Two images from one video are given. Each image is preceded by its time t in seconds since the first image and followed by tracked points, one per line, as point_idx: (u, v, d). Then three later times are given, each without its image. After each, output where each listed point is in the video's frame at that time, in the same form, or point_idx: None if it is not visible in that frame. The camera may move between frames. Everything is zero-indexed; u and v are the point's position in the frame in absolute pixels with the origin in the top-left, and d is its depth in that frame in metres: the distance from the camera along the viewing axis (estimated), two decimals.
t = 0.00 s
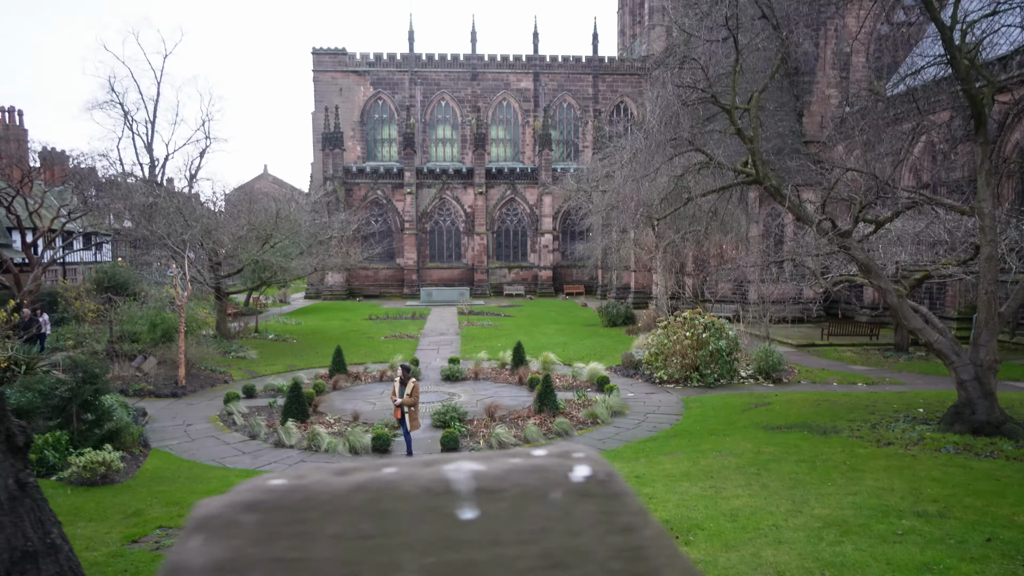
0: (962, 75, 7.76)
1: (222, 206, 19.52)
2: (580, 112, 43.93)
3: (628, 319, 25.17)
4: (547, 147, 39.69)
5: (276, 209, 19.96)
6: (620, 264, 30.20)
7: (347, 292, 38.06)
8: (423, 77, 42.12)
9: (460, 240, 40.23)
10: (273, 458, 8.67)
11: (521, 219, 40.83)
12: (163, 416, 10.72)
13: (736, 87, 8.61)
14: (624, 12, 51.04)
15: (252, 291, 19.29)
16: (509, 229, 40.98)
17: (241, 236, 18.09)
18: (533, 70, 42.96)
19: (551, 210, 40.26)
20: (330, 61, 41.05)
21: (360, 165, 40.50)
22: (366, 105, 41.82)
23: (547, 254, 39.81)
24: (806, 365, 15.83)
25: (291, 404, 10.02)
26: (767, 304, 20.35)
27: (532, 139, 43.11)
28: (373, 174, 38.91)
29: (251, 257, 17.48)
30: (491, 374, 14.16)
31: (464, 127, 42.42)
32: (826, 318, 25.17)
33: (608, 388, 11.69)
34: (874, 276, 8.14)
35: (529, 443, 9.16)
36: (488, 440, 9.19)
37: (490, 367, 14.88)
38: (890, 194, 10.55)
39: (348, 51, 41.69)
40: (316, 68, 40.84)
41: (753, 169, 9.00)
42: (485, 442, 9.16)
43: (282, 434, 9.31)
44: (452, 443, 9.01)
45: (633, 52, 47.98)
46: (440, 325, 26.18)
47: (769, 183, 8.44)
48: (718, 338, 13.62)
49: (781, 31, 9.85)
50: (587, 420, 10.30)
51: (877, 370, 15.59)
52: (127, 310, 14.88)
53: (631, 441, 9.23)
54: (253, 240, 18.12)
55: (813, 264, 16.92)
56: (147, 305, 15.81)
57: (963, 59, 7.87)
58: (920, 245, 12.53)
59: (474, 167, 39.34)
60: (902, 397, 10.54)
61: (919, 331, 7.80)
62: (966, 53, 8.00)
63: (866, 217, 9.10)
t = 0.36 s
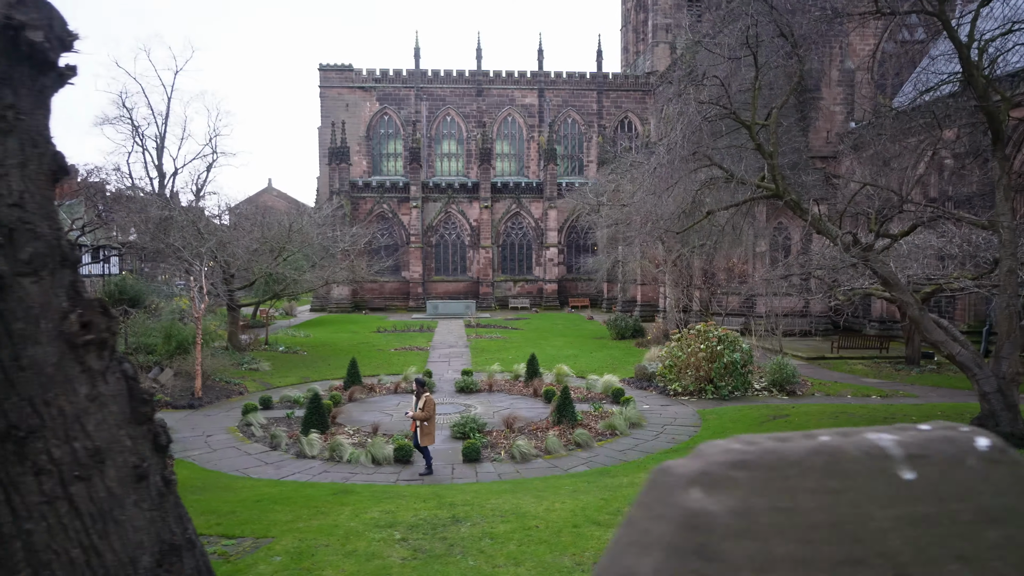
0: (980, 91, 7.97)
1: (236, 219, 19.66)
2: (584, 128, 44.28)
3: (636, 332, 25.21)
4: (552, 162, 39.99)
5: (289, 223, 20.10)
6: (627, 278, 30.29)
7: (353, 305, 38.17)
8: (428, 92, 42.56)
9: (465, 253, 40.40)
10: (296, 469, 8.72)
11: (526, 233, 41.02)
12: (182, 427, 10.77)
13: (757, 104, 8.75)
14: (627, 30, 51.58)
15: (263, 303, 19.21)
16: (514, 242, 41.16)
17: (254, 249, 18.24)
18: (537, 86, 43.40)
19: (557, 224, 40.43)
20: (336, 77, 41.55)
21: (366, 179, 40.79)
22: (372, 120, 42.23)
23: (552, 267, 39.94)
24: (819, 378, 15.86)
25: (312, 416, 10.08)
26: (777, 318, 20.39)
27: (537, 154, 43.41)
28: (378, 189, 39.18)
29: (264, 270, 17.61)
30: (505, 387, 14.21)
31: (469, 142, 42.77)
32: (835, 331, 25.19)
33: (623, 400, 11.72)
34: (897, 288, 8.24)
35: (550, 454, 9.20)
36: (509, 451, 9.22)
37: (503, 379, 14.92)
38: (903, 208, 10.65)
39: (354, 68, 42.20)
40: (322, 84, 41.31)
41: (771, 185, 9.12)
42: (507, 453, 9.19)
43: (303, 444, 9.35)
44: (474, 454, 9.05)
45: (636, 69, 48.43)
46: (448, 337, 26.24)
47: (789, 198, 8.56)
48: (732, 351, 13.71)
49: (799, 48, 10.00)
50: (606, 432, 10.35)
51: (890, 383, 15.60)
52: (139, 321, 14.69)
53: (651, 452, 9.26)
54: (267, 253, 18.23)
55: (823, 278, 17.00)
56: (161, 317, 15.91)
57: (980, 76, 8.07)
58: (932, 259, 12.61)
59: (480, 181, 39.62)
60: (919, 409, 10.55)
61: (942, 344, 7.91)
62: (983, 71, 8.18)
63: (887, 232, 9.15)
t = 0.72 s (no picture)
0: (999, 95, 7.99)
1: (248, 220, 19.82)
2: (589, 129, 44.37)
3: (643, 333, 25.29)
4: (557, 163, 40.08)
5: (300, 225, 20.24)
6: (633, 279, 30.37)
7: (359, 306, 38.32)
8: (433, 95, 42.74)
9: (470, 254, 40.51)
10: (320, 467, 8.85)
11: (531, 234, 41.11)
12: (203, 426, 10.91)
13: (777, 106, 8.86)
14: (631, 32, 51.66)
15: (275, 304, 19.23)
16: (519, 244, 41.27)
17: (267, 250, 18.36)
18: (542, 88, 43.51)
19: (562, 225, 40.51)
20: (342, 79, 41.81)
21: (371, 180, 40.97)
22: (377, 122, 42.44)
23: (557, 269, 40.01)
24: (831, 378, 15.96)
25: (333, 415, 10.20)
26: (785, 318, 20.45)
27: (541, 155, 43.53)
28: (384, 190, 39.36)
29: (277, 271, 17.72)
30: (519, 387, 14.31)
31: (474, 144, 42.91)
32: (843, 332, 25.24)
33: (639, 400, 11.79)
34: (916, 288, 8.32)
35: (570, 453, 9.31)
36: (529, 450, 9.32)
37: (517, 379, 15.00)
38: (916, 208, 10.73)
39: (360, 70, 42.45)
40: (328, 87, 41.54)
41: (789, 187, 9.21)
42: (528, 452, 9.29)
43: (326, 443, 9.46)
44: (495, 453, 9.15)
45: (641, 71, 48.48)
46: (457, 338, 26.35)
47: (809, 200, 8.67)
48: (745, 351, 13.78)
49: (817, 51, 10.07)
50: (624, 431, 10.44)
51: (902, 383, 15.67)
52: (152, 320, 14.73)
53: (671, 451, 9.33)
54: (279, 255, 18.36)
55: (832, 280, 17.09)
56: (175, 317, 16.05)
57: (999, 80, 8.10)
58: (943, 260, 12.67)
59: (485, 183, 39.74)
60: (936, 409, 10.62)
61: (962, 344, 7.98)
62: (1001, 74, 8.22)
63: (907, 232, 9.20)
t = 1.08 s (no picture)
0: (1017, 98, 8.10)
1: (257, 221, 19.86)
2: (592, 130, 44.45)
3: (651, 333, 25.33)
4: (562, 163, 40.13)
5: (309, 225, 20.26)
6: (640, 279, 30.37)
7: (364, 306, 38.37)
8: (437, 95, 42.83)
9: (475, 255, 40.56)
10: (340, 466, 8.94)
11: (535, 235, 41.18)
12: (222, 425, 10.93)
13: (796, 108, 8.94)
14: (634, 33, 51.78)
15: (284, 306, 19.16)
16: (524, 244, 41.35)
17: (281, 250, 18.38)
18: (546, 89, 43.58)
19: (566, 225, 40.54)
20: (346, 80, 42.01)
21: (376, 181, 41.09)
22: (382, 123, 42.54)
23: (561, 269, 40.08)
24: (842, 378, 16.02)
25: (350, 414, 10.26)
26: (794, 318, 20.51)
27: (546, 155, 43.59)
28: (389, 190, 39.44)
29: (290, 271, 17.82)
30: (531, 387, 14.37)
31: (478, 144, 42.98)
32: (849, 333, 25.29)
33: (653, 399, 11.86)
34: (935, 288, 8.37)
35: (589, 452, 9.37)
36: (548, 449, 9.38)
37: (529, 379, 15.05)
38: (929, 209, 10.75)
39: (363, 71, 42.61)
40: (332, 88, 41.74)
41: (807, 189, 9.26)
42: (547, 451, 9.36)
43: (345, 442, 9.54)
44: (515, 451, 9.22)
45: (643, 72, 48.55)
46: (464, 338, 26.39)
47: (828, 201, 8.75)
48: (758, 351, 13.85)
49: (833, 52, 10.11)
50: (640, 430, 10.50)
51: (913, 383, 15.73)
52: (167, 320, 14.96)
53: (689, 450, 9.38)
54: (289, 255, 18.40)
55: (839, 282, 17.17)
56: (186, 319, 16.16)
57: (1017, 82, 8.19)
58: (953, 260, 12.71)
59: (490, 183, 39.78)
60: (949, 408, 10.72)
61: (981, 344, 8.11)
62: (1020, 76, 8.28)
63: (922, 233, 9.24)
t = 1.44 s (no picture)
0: None
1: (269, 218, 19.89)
2: (596, 130, 44.45)
3: (658, 332, 25.34)
4: (566, 163, 40.12)
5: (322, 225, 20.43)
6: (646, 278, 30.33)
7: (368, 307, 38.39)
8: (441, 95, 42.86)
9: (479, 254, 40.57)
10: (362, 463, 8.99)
11: (540, 234, 41.20)
12: (238, 423, 10.94)
13: (813, 107, 8.97)
14: (637, 34, 51.88)
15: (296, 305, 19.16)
16: (528, 243, 41.37)
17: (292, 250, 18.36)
18: (550, 89, 43.57)
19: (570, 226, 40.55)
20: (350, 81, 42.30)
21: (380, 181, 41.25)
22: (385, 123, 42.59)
23: (565, 269, 40.11)
24: (853, 377, 16.05)
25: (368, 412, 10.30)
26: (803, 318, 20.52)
27: (550, 156, 43.65)
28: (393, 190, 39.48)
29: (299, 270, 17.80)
30: (543, 386, 14.39)
31: (482, 144, 42.98)
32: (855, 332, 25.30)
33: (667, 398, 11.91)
34: (955, 287, 8.39)
35: (608, 450, 9.42)
36: (567, 447, 9.42)
37: (541, 378, 15.07)
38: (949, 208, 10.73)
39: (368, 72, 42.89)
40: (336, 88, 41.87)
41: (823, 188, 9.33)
42: (566, 449, 9.41)
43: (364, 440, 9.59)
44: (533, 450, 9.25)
45: (646, 72, 48.62)
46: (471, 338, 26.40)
47: (847, 200, 8.78)
48: (770, 350, 13.90)
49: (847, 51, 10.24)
50: (656, 429, 10.54)
51: (923, 382, 15.76)
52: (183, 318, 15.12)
53: (708, 448, 9.41)
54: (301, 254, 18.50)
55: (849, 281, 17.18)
56: (196, 317, 16.11)
57: None
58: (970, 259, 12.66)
59: (494, 183, 39.76)
60: (964, 407, 10.75)
61: (1001, 342, 8.18)
62: None
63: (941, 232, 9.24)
